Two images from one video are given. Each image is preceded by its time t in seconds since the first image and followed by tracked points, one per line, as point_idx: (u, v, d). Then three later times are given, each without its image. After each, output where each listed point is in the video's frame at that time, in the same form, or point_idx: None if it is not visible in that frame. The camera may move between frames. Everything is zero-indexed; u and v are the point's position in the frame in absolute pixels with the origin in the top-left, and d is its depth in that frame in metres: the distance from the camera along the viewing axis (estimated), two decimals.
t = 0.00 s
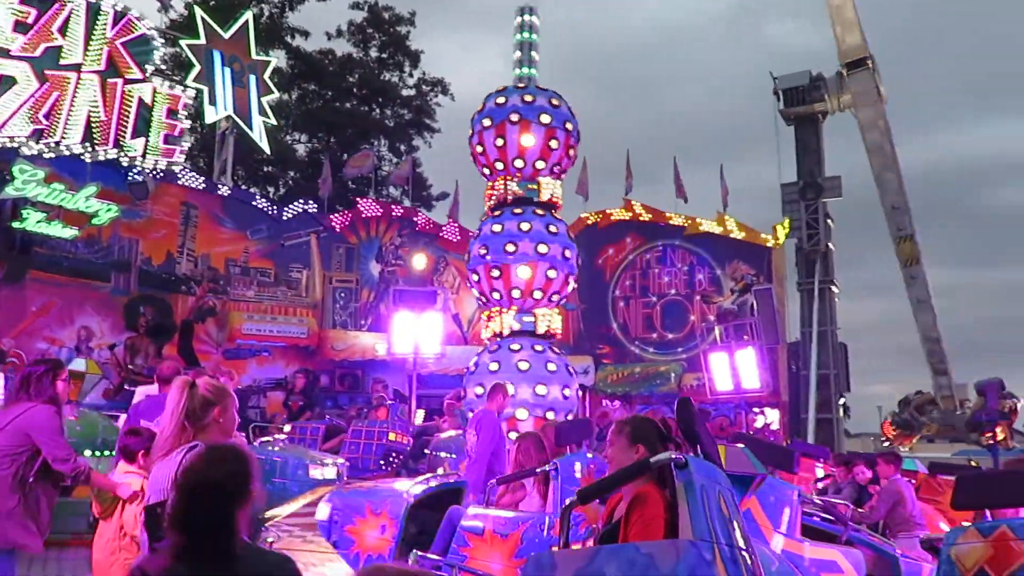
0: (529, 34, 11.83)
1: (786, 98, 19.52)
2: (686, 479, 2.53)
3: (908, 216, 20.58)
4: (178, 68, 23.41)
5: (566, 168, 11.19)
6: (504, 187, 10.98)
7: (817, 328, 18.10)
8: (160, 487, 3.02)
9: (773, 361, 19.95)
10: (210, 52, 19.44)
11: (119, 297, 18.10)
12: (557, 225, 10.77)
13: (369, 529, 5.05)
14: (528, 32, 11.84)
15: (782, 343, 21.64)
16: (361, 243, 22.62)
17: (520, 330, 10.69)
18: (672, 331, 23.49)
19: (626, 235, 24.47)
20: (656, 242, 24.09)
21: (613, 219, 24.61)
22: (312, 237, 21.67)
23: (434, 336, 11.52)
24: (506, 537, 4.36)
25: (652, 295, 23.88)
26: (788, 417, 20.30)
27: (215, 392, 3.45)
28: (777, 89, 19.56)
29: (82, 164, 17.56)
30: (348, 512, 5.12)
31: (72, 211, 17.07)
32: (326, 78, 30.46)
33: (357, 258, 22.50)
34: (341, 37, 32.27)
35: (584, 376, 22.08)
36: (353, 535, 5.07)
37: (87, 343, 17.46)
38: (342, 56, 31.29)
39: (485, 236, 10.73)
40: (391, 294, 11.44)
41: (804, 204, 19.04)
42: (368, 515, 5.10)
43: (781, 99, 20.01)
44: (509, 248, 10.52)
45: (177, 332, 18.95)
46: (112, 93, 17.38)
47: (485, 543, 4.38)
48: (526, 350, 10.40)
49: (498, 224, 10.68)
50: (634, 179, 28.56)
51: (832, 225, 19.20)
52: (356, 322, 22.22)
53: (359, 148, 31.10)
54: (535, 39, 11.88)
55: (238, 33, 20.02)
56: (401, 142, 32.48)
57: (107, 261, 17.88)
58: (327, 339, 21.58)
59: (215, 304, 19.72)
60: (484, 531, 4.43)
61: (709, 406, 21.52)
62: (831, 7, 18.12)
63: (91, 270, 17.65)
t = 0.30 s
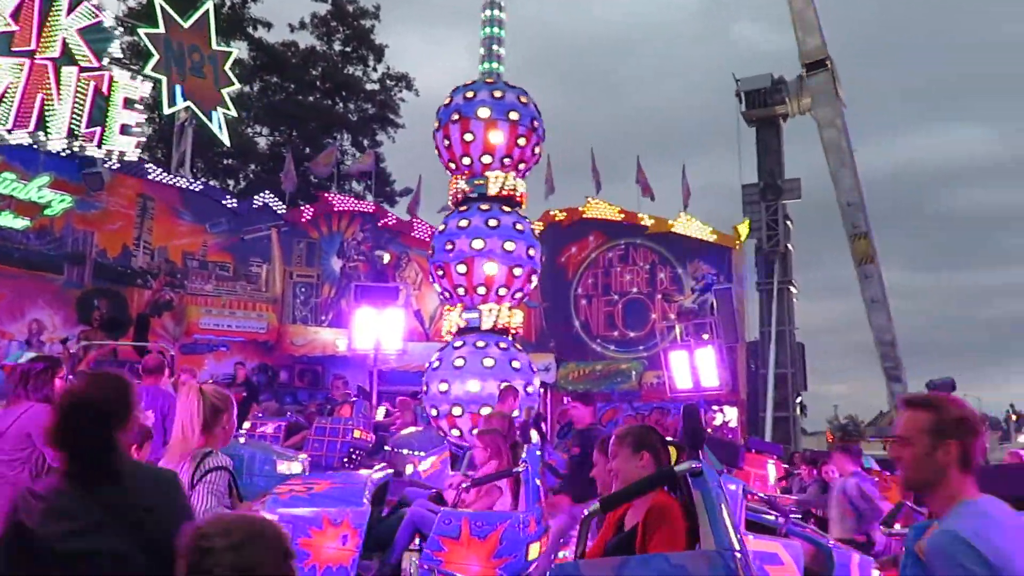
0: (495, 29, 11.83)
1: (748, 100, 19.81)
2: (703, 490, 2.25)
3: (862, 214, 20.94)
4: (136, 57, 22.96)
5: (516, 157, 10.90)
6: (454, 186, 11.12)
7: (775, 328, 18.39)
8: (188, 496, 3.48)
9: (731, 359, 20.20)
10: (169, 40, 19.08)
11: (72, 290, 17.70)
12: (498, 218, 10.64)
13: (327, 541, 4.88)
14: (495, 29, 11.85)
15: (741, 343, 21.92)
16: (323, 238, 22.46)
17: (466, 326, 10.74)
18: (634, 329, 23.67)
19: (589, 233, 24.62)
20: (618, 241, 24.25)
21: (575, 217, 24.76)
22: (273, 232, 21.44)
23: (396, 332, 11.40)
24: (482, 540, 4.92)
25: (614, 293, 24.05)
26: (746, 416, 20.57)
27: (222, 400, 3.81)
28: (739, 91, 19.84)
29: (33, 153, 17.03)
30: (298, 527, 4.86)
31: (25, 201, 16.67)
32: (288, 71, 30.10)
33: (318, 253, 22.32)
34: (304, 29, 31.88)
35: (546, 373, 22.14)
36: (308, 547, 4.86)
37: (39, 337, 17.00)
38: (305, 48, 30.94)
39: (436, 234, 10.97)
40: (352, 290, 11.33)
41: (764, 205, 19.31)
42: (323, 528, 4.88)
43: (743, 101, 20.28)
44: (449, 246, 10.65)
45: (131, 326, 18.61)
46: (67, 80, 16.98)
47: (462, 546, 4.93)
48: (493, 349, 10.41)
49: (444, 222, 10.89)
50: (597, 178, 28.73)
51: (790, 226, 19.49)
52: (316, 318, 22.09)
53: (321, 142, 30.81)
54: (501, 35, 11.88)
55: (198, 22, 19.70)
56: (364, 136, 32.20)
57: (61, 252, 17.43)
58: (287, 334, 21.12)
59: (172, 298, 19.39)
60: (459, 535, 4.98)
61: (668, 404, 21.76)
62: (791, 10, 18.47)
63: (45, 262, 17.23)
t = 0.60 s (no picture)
0: (464, 23, 11.81)
1: (715, 100, 20.00)
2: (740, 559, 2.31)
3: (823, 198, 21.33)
4: (98, 46, 22.52)
5: (467, 148, 10.76)
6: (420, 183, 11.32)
7: (741, 326, 18.58)
8: (212, 491, 3.46)
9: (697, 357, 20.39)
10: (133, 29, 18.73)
11: (30, 283, 17.33)
12: (439, 212, 10.59)
13: (284, 539, 4.85)
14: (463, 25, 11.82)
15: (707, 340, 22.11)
16: (290, 232, 22.25)
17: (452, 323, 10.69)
18: (601, 326, 23.76)
19: (558, 230, 24.71)
20: (586, 238, 24.36)
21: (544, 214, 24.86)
22: (239, 226, 21.18)
23: (363, 328, 11.33)
24: (445, 538, 4.95)
25: (582, 290, 24.15)
26: (712, 412, 20.77)
27: (234, 399, 3.75)
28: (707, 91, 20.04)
29: None
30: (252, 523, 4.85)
31: None
32: (256, 63, 29.73)
33: (285, 247, 22.11)
34: (271, 21, 31.52)
35: (514, 370, 22.21)
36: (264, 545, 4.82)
37: None
38: (273, 41, 30.58)
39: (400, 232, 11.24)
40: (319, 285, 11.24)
41: (731, 204, 19.51)
42: (280, 526, 4.86)
43: (712, 101, 20.47)
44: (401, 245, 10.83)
45: (92, 321, 18.28)
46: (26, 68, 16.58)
47: (424, 544, 4.94)
48: (462, 345, 10.41)
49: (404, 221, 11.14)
50: (566, 175, 28.81)
51: (757, 225, 19.68)
52: (282, 313, 21.85)
53: (289, 135, 30.52)
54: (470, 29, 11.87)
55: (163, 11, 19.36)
56: (332, 131, 31.95)
57: (20, 245, 17.08)
58: (252, 329, 21.16)
59: (135, 292, 19.07)
60: (421, 532, 4.96)
61: (634, 401, 21.88)
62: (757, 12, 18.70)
63: (2, 255, 16.84)
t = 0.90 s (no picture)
0: (433, 19, 11.75)
1: (685, 98, 20.11)
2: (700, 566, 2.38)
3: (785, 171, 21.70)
4: (62, 40, 22.13)
5: (416, 142, 10.71)
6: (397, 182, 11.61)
7: (711, 323, 18.72)
8: (263, 489, 3.75)
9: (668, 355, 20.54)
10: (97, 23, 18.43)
11: None
12: (387, 212, 10.74)
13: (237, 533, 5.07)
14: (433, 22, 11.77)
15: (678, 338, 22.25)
16: (259, 229, 22.02)
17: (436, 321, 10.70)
18: (573, 323, 23.83)
19: (529, 228, 24.74)
20: (557, 236, 24.41)
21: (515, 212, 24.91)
22: (206, 224, 20.90)
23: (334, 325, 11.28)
24: (405, 536, 4.93)
25: (553, 288, 24.21)
26: (682, 409, 20.94)
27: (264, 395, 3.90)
28: (677, 90, 20.15)
29: None
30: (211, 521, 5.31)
31: None
32: (224, 58, 29.39)
33: (254, 245, 21.88)
34: (240, 16, 31.15)
35: (485, 368, 22.23)
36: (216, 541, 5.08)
37: None
38: (242, 36, 30.19)
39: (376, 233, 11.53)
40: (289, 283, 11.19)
41: (701, 203, 19.64)
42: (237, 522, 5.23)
43: (681, 100, 20.59)
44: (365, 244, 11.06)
45: (56, 319, 18.02)
46: None
47: (383, 542, 4.90)
48: (427, 342, 10.39)
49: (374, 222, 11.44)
50: (537, 173, 28.83)
51: (726, 223, 19.84)
52: (251, 311, 21.54)
53: (258, 132, 30.23)
54: (439, 25, 11.81)
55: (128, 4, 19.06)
56: (302, 128, 31.67)
57: None
58: (220, 327, 20.69)
59: (100, 290, 18.81)
60: (381, 530, 4.94)
61: (605, 399, 21.96)
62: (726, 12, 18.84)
63: None
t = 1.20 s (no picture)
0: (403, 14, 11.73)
1: (659, 97, 20.20)
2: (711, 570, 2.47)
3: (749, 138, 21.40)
4: (29, 32, 21.73)
5: (369, 141, 10.76)
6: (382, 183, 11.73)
7: (684, 321, 18.81)
8: (274, 477, 4.03)
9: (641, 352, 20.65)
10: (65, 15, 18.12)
11: None
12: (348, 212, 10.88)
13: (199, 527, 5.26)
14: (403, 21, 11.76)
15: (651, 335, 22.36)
16: (230, 226, 21.78)
17: (410, 319, 10.73)
18: (547, 321, 23.90)
19: (504, 225, 24.74)
20: (531, 234, 24.43)
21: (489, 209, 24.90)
22: (176, 220, 20.71)
23: (305, 324, 11.23)
24: (362, 532, 4.87)
25: (527, 286, 24.25)
26: (655, 407, 21.08)
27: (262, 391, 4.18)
28: (651, 89, 20.25)
29: None
30: (173, 513, 5.34)
31: None
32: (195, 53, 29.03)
33: (225, 242, 21.63)
34: (211, 11, 30.79)
35: (459, 365, 22.26)
36: (178, 535, 5.30)
37: None
38: (212, 30, 29.83)
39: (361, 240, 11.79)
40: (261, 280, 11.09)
41: (674, 201, 19.73)
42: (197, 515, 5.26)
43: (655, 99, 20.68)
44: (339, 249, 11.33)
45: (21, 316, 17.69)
46: None
47: (341, 538, 4.87)
48: (377, 339, 10.31)
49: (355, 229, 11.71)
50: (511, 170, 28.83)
51: (699, 222, 19.99)
52: (222, 308, 21.34)
53: (229, 128, 29.91)
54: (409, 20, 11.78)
55: None
56: (274, 123, 31.39)
57: None
58: (190, 325, 20.64)
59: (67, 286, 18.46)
60: (338, 526, 4.90)
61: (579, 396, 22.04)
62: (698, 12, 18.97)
63: None
